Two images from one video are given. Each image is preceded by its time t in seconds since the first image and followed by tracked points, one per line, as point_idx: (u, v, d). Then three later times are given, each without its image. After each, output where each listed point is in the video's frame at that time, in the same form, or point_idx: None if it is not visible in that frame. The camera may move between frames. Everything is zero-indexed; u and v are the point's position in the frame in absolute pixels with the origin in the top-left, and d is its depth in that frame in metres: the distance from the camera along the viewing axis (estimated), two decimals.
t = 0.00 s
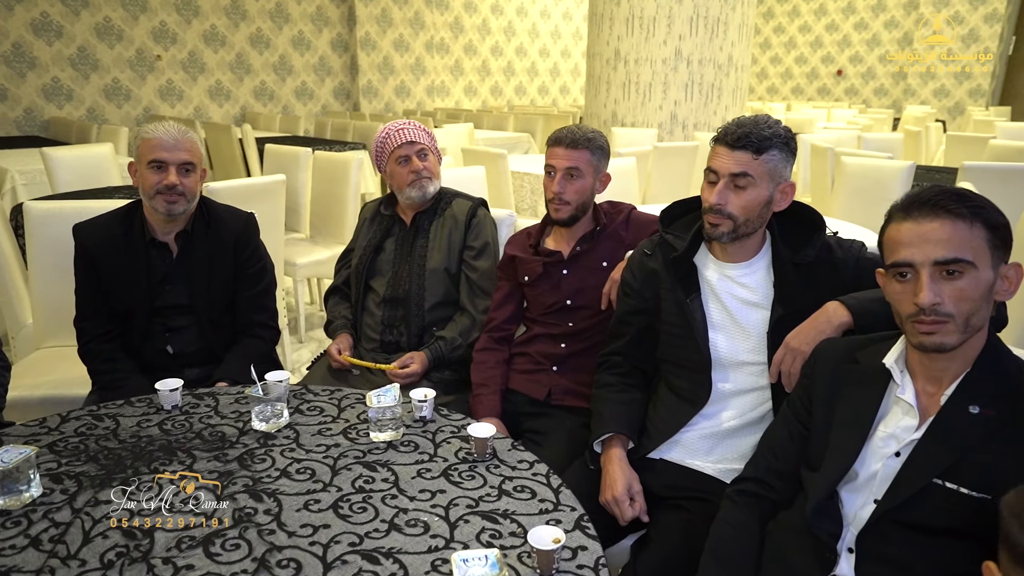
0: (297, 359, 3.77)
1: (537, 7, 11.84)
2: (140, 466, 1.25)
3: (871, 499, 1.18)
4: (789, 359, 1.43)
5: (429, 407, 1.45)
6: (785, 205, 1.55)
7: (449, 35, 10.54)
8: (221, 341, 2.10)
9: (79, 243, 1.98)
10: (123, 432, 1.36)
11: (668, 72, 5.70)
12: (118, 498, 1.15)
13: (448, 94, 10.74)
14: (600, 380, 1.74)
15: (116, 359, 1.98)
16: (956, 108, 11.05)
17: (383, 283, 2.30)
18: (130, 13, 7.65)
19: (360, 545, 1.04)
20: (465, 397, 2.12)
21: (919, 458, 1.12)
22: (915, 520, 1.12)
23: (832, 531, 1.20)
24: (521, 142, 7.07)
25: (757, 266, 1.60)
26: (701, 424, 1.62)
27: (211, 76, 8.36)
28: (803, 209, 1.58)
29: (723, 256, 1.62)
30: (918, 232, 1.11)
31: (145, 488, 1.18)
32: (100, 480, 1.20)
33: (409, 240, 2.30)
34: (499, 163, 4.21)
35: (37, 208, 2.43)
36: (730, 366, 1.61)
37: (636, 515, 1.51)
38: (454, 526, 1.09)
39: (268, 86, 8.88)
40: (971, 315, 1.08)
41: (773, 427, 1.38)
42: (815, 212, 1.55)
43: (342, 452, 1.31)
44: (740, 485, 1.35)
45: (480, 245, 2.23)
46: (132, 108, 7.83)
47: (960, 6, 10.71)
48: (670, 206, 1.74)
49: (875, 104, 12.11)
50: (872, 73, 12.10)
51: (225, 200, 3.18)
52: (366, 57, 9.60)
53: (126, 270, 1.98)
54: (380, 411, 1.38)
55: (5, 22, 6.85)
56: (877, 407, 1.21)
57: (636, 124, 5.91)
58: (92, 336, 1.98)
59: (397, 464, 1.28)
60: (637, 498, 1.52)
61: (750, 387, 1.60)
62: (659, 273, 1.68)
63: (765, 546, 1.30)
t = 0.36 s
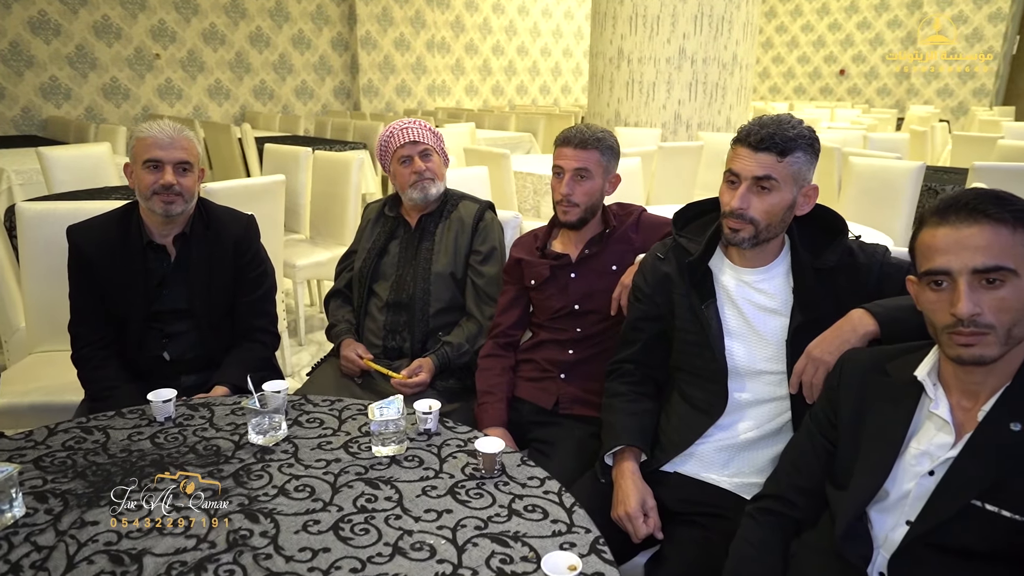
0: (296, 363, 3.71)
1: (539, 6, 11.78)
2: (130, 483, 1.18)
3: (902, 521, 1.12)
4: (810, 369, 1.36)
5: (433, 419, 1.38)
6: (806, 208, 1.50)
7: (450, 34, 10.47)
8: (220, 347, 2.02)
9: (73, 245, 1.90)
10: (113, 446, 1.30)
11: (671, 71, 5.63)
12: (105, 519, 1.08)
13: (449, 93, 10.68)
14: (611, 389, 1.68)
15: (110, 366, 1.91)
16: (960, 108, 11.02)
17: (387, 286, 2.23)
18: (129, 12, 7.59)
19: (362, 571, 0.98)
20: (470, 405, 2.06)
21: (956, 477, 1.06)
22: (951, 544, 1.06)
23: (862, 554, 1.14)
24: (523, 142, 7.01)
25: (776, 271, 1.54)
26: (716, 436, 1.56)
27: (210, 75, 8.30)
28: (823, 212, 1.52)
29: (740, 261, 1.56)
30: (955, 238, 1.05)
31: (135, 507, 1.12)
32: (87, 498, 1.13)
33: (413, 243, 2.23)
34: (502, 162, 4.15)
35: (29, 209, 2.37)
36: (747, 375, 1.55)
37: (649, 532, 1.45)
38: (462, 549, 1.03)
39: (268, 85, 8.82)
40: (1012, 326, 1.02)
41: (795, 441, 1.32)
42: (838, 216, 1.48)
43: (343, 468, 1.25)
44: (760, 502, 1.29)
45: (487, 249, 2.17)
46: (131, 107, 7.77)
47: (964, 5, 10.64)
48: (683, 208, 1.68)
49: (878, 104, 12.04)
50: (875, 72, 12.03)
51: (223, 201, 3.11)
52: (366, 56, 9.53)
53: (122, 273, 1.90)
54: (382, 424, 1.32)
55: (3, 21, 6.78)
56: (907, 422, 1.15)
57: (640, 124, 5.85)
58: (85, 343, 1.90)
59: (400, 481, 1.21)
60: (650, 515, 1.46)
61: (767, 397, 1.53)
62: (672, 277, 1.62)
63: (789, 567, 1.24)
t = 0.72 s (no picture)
0: (294, 368, 3.63)
1: (541, 5, 11.69)
2: (107, 512, 1.10)
3: (941, 556, 1.04)
4: (834, 387, 1.28)
5: (433, 440, 1.31)
6: (829, 215, 1.42)
7: (451, 33, 10.39)
8: (211, 359, 1.95)
9: (58, 252, 1.82)
10: (91, 469, 1.21)
11: (676, 71, 5.54)
12: (78, 554, 1.00)
13: (450, 93, 10.60)
14: (621, 404, 1.60)
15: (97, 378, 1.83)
16: (965, 109, 10.92)
17: (386, 294, 2.15)
18: (127, 11, 7.51)
19: None
20: (472, 418, 1.98)
21: (1000, 511, 0.97)
22: None
23: None
24: (525, 143, 6.93)
25: (795, 280, 1.46)
26: (732, 455, 1.47)
27: (210, 74, 8.22)
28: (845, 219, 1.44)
29: (758, 270, 1.47)
30: (999, 251, 0.96)
31: (110, 540, 1.03)
32: (59, 530, 1.05)
33: (412, 249, 2.15)
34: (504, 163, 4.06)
35: (16, 213, 2.28)
36: (764, 391, 1.46)
37: (663, 559, 1.38)
38: None
39: (268, 85, 8.74)
40: None
41: (819, 465, 1.24)
42: (863, 223, 1.40)
43: (336, 495, 1.17)
44: (783, 531, 1.23)
45: (488, 254, 2.08)
46: (129, 107, 7.69)
47: (970, 4, 10.53)
48: (695, 213, 1.59)
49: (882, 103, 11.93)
50: (879, 72, 11.93)
51: (219, 205, 3.02)
52: (366, 55, 9.45)
53: (108, 282, 1.82)
54: (379, 446, 1.24)
55: None
56: (945, 449, 1.06)
57: (643, 124, 5.76)
58: (70, 354, 1.81)
59: (398, 509, 1.13)
60: (663, 540, 1.39)
61: (786, 415, 1.45)
62: (685, 287, 1.53)
63: None
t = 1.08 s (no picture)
0: (287, 374, 3.54)
1: (542, 3, 11.59)
2: (62, 546, 1.00)
3: None
4: (853, 405, 1.19)
5: (421, 462, 1.21)
6: (846, 219, 1.33)
7: (450, 31, 10.29)
8: (191, 368, 1.86)
9: (28, 258, 1.73)
10: (48, 496, 1.12)
11: (678, 69, 5.45)
12: None
13: (450, 92, 10.50)
14: (623, 420, 1.51)
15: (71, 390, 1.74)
16: (968, 107, 10.79)
17: (376, 300, 2.07)
18: (122, 8, 7.41)
19: None
20: (466, 431, 1.89)
21: None
22: None
23: None
24: (525, 142, 6.84)
25: (809, 289, 1.36)
26: (741, 476, 1.38)
27: (206, 73, 8.13)
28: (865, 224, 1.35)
29: (769, 278, 1.38)
30: None
31: None
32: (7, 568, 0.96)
33: (404, 254, 2.07)
34: (503, 163, 3.96)
35: None
36: (776, 408, 1.36)
37: None
38: None
39: (265, 83, 8.65)
40: None
41: (838, 490, 1.15)
42: (881, 229, 1.31)
43: (314, 525, 1.07)
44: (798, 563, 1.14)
45: (483, 258, 2.01)
46: (124, 106, 7.60)
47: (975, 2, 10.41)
48: (701, 218, 1.51)
49: (885, 102, 11.82)
50: (882, 71, 11.77)
51: (205, 209, 2.90)
52: (365, 54, 9.35)
53: (81, 289, 1.73)
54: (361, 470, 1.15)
55: None
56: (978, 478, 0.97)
57: (645, 123, 5.67)
58: (42, 365, 1.73)
59: (380, 541, 1.04)
60: (668, 568, 1.30)
61: (799, 433, 1.35)
62: (691, 295, 1.44)
63: None
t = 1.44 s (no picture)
0: (277, 380, 3.45)
1: (541, 2, 11.50)
2: None
3: None
4: (863, 428, 1.10)
5: (398, 489, 1.12)
6: (856, 226, 1.23)
7: (449, 30, 10.20)
8: (165, 379, 1.77)
9: None
10: None
11: (678, 68, 5.35)
12: None
13: (448, 91, 10.41)
14: (616, 439, 1.42)
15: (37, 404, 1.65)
16: (972, 107, 10.72)
17: (360, 308, 1.99)
18: (116, 6, 7.32)
19: None
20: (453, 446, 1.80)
21: None
22: None
23: None
24: (523, 142, 6.74)
25: (815, 301, 1.27)
26: (743, 500, 1.29)
27: (201, 72, 8.04)
28: (877, 231, 1.25)
29: (773, 289, 1.29)
30: None
31: None
32: None
33: (389, 259, 1.99)
34: (498, 164, 3.87)
35: None
36: (780, 428, 1.27)
37: None
38: None
39: (262, 82, 8.56)
40: None
41: (848, 523, 1.06)
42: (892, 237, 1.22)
43: (278, 562, 0.98)
44: None
45: (471, 264, 1.92)
46: (118, 105, 7.51)
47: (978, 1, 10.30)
48: (700, 224, 1.42)
49: (887, 102, 11.71)
50: (884, 71, 11.60)
51: (190, 212, 2.76)
52: (362, 53, 9.26)
53: (49, 296, 1.63)
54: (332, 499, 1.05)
55: None
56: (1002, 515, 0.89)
57: (644, 123, 5.58)
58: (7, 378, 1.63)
59: None
60: None
61: (805, 455, 1.26)
62: (689, 307, 1.35)
63: None
